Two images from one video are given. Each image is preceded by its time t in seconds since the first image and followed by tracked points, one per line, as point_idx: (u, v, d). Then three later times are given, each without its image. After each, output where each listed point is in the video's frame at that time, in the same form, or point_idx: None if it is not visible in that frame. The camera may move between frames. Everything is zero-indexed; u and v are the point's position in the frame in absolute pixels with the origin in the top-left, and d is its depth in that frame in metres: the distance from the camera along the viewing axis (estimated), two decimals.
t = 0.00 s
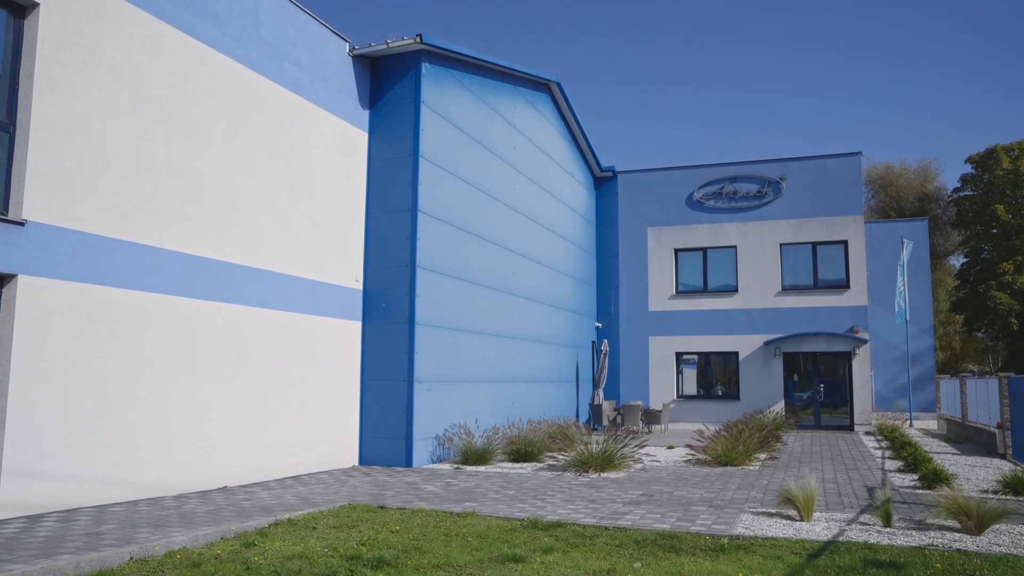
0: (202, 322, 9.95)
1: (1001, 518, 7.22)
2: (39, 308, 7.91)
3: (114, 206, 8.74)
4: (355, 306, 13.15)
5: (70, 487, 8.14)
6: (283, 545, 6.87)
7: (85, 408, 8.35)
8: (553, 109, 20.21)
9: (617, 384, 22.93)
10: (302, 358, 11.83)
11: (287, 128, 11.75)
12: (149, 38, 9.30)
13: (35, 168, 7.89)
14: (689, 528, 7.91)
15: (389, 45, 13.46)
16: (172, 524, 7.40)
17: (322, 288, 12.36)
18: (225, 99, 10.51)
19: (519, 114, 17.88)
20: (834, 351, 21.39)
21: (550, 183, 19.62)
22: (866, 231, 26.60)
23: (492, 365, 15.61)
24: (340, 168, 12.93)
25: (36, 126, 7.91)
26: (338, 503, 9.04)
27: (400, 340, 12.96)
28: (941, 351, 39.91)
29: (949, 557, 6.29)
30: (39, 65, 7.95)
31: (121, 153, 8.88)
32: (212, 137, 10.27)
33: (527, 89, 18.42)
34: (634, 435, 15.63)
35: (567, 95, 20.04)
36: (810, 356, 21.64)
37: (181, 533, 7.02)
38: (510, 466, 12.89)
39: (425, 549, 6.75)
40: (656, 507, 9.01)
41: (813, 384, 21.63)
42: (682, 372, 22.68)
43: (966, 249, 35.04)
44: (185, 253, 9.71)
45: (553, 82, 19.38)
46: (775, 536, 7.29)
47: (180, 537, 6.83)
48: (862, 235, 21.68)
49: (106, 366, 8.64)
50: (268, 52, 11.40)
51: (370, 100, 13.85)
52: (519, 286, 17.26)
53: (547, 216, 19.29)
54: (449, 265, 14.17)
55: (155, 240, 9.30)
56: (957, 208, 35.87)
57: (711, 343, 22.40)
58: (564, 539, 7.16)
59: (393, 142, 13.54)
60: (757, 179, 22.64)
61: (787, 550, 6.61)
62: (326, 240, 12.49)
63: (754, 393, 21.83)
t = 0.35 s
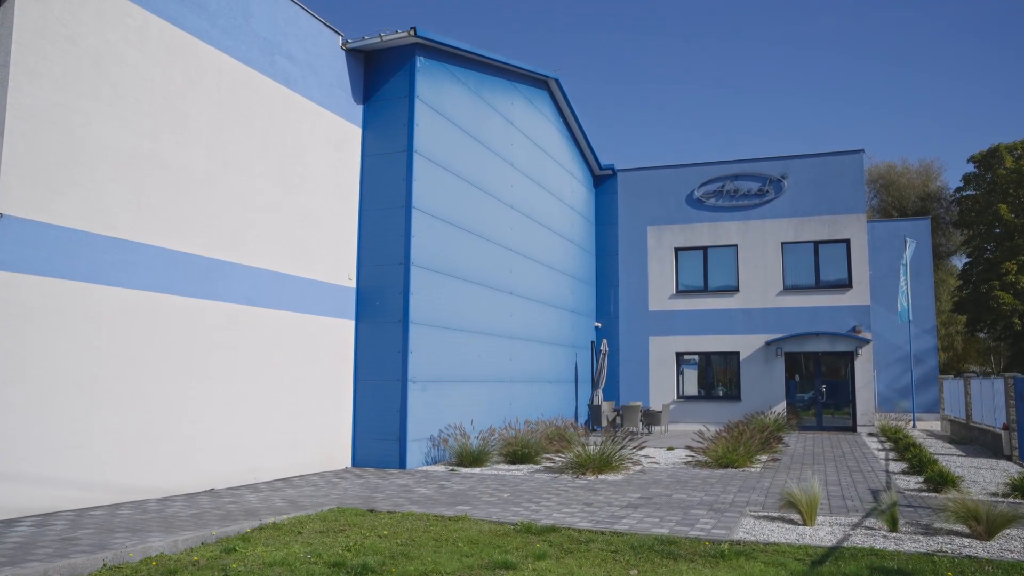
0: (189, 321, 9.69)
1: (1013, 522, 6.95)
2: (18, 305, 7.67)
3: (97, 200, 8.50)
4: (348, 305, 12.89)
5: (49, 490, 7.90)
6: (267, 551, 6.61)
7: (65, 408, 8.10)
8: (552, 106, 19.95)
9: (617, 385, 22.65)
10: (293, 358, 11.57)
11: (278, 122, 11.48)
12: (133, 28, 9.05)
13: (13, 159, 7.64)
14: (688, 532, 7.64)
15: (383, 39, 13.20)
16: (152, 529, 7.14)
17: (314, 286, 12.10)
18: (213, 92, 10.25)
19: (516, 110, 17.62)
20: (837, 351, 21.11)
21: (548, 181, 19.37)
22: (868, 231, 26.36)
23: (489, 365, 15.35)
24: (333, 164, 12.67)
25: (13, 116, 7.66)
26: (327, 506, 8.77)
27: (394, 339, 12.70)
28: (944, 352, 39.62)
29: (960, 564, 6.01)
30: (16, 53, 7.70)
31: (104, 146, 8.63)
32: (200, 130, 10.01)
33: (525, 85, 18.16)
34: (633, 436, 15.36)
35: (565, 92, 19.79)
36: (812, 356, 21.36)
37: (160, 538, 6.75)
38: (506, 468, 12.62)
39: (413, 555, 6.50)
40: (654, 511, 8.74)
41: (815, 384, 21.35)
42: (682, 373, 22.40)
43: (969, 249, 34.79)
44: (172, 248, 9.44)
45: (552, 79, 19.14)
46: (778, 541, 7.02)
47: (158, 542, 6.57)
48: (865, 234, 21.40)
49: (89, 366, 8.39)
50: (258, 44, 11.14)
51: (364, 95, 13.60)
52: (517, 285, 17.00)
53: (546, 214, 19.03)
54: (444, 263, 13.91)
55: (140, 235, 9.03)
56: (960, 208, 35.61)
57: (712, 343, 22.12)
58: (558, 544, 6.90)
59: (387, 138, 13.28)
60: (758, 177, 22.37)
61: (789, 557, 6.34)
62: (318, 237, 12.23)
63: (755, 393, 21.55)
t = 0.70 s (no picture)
0: (171, 319, 9.44)
1: None
2: None
3: (74, 194, 8.24)
4: (339, 304, 12.62)
5: (24, 495, 7.64)
6: (244, 558, 6.33)
7: (39, 409, 7.84)
8: (550, 103, 19.69)
9: (616, 386, 22.36)
10: (281, 359, 11.30)
11: (266, 117, 11.22)
12: (113, 18, 8.78)
13: None
14: (686, 539, 7.34)
15: (375, 32, 12.92)
16: (127, 535, 6.86)
17: (304, 284, 11.84)
18: (198, 85, 9.98)
19: (514, 107, 17.36)
20: (839, 351, 20.82)
21: (546, 179, 19.09)
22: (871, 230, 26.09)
23: (485, 365, 15.06)
24: (324, 160, 12.40)
25: None
26: (313, 511, 8.49)
27: (386, 339, 12.43)
28: (946, 353, 39.33)
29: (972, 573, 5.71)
30: None
31: (82, 139, 8.37)
32: (184, 124, 9.76)
33: (522, 81, 17.91)
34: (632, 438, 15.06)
35: (563, 88, 19.52)
36: (814, 356, 21.07)
37: (134, 545, 6.47)
38: (501, 471, 12.34)
39: (398, 563, 6.23)
40: (652, 516, 8.45)
41: (817, 385, 21.05)
42: (683, 373, 22.12)
43: (972, 249, 34.49)
44: (153, 245, 9.19)
45: (550, 75, 18.88)
46: (781, 549, 6.71)
47: (132, 550, 6.29)
48: (867, 233, 21.10)
49: (65, 366, 8.13)
50: (245, 36, 10.88)
51: (356, 90, 13.32)
52: (514, 284, 16.72)
53: (544, 213, 18.77)
54: (439, 262, 13.63)
55: (120, 231, 8.78)
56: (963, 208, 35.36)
57: (713, 344, 21.82)
58: (550, 552, 6.61)
59: (380, 133, 13.01)
60: (759, 175, 22.07)
61: (794, 566, 6.03)
62: (308, 234, 11.96)
63: (757, 395, 21.25)
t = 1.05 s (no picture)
0: (152, 320, 9.14)
1: None
2: None
3: (48, 190, 7.95)
4: (329, 304, 12.33)
5: None
6: (217, 569, 6.03)
7: (11, 412, 7.55)
8: (547, 100, 19.41)
9: (615, 387, 22.07)
10: (268, 360, 11.00)
11: (253, 112, 10.94)
12: (90, 8, 8.50)
13: None
14: (682, 548, 7.04)
15: (366, 26, 12.64)
16: (97, 545, 6.57)
17: (293, 284, 11.55)
18: (181, 78, 9.70)
19: (509, 104, 17.08)
20: (840, 352, 20.51)
21: (543, 178, 18.81)
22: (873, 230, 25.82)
23: (479, 367, 14.78)
24: (314, 157, 12.12)
25: None
26: (297, 518, 8.20)
27: (377, 340, 12.14)
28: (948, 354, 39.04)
29: None
30: None
31: (57, 133, 8.08)
32: (167, 118, 9.46)
33: (518, 78, 17.63)
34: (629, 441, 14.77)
35: (561, 86, 19.25)
36: (815, 357, 20.77)
37: (103, 556, 6.18)
38: (495, 475, 12.04)
39: (379, 574, 5.92)
40: (647, 523, 8.14)
41: (818, 387, 20.74)
42: (682, 375, 21.81)
43: (974, 249, 34.20)
44: (134, 243, 8.90)
45: (547, 73, 18.61)
46: (781, 559, 6.41)
47: (99, 561, 5.99)
48: (869, 232, 20.80)
49: (39, 368, 7.85)
50: (231, 29, 10.60)
51: (347, 86, 13.05)
52: (509, 284, 16.43)
53: (540, 212, 18.48)
54: (431, 261, 13.35)
55: (98, 228, 8.48)
56: (965, 207, 35.05)
57: (712, 345, 21.52)
58: (539, 562, 6.31)
59: (371, 130, 12.72)
60: (759, 173, 21.79)
61: None
62: (297, 233, 11.67)
63: (757, 396, 20.95)
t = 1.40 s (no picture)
0: (135, 320, 8.85)
1: None
2: None
3: (23, 186, 7.68)
4: (320, 305, 12.06)
5: None
6: None
7: None
8: (544, 98, 19.17)
9: (614, 389, 21.79)
10: (256, 361, 10.73)
11: (241, 108, 10.67)
12: None
13: None
14: (678, 557, 6.76)
15: (358, 21, 12.38)
16: (68, 555, 6.30)
17: (282, 284, 11.27)
18: (165, 72, 9.44)
19: (506, 101, 16.82)
20: (842, 354, 20.23)
21: (541, 176, 18.54)
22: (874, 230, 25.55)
23: (474, 368, 14.50)
24: (304, 154, 11.86)
25: None
26: (281, 525, 7.93)
27: (369, 341, 11.87)
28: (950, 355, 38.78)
29: None
30: None
31: (32, 127, 7.82)
32: (149, 112, 9.19)
33: (515, 75, 17.38)
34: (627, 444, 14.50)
35: (559, 83, 18.99)
36: (816, 358, 20.48)
37: (72, 566, 5.91)
38: (488, 480, 11.76)
39: None
40: (643, 531, 7.85)
41: (819, 388, 20.44)
42: (682, 377, 21.52)
43: (977, 250, 33.92)
44: (117, 241, 8.62)
45: (545, 70, 18.35)
46: (781, 570, 6.13)
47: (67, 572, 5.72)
48: (871, 232, 20.52)
49: (16, 370, 7.57)
50: (218, 22, 10.34)
51: (339, 82, 12.78)
52: (505, 284, 16.16)
53: (538, 211, 18.22)
54: (425, 260, 13.08)
55: (78, 226, 8.21)
56: (967, 207, 34.74)
57: (712, 346, 21.23)
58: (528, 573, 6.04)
59: (363, 127, 12.46)
60: (760, 172, 21.52)
61: None
62: (286, 231, 11.41)
63: (758, 398, 20.66)
